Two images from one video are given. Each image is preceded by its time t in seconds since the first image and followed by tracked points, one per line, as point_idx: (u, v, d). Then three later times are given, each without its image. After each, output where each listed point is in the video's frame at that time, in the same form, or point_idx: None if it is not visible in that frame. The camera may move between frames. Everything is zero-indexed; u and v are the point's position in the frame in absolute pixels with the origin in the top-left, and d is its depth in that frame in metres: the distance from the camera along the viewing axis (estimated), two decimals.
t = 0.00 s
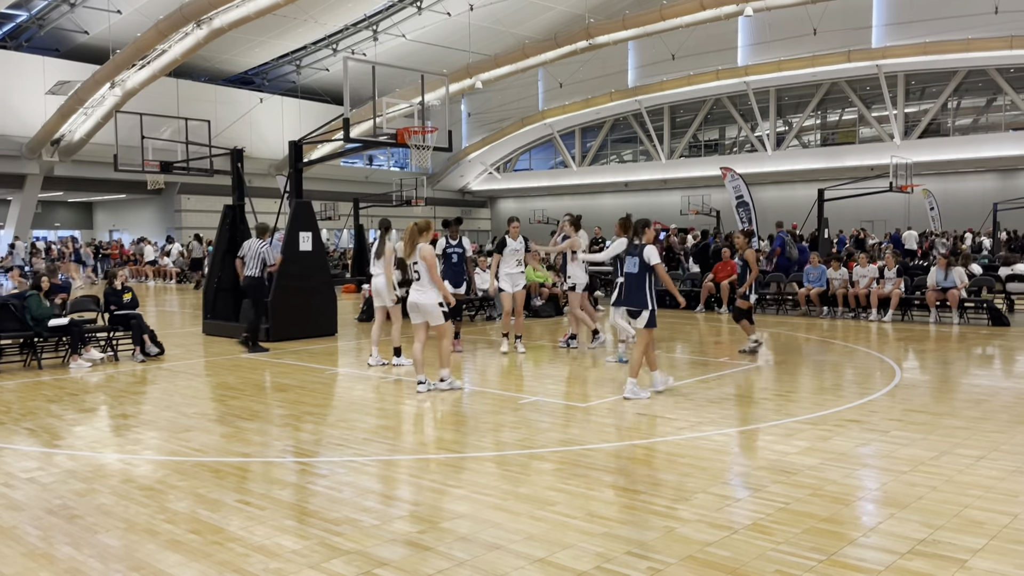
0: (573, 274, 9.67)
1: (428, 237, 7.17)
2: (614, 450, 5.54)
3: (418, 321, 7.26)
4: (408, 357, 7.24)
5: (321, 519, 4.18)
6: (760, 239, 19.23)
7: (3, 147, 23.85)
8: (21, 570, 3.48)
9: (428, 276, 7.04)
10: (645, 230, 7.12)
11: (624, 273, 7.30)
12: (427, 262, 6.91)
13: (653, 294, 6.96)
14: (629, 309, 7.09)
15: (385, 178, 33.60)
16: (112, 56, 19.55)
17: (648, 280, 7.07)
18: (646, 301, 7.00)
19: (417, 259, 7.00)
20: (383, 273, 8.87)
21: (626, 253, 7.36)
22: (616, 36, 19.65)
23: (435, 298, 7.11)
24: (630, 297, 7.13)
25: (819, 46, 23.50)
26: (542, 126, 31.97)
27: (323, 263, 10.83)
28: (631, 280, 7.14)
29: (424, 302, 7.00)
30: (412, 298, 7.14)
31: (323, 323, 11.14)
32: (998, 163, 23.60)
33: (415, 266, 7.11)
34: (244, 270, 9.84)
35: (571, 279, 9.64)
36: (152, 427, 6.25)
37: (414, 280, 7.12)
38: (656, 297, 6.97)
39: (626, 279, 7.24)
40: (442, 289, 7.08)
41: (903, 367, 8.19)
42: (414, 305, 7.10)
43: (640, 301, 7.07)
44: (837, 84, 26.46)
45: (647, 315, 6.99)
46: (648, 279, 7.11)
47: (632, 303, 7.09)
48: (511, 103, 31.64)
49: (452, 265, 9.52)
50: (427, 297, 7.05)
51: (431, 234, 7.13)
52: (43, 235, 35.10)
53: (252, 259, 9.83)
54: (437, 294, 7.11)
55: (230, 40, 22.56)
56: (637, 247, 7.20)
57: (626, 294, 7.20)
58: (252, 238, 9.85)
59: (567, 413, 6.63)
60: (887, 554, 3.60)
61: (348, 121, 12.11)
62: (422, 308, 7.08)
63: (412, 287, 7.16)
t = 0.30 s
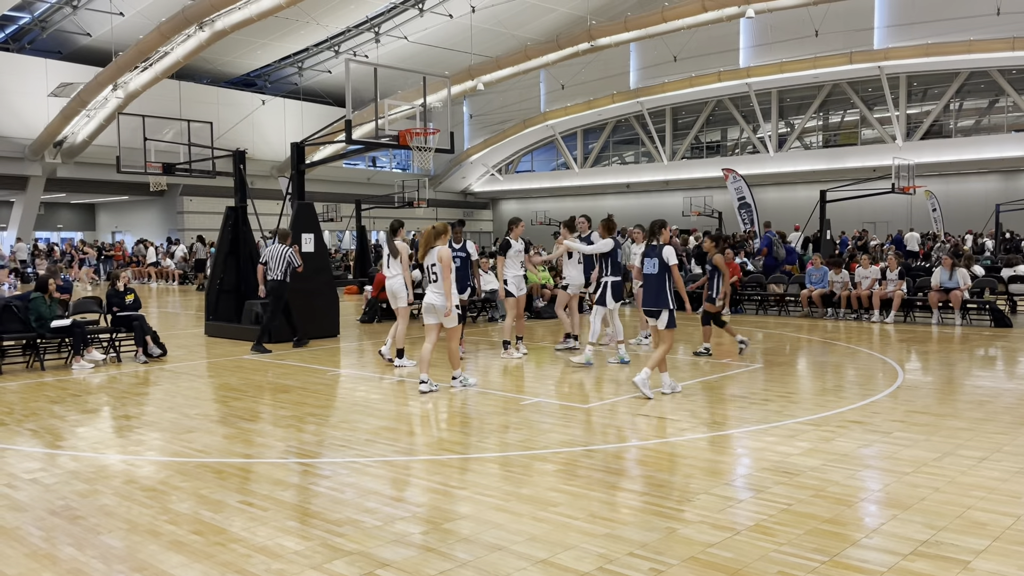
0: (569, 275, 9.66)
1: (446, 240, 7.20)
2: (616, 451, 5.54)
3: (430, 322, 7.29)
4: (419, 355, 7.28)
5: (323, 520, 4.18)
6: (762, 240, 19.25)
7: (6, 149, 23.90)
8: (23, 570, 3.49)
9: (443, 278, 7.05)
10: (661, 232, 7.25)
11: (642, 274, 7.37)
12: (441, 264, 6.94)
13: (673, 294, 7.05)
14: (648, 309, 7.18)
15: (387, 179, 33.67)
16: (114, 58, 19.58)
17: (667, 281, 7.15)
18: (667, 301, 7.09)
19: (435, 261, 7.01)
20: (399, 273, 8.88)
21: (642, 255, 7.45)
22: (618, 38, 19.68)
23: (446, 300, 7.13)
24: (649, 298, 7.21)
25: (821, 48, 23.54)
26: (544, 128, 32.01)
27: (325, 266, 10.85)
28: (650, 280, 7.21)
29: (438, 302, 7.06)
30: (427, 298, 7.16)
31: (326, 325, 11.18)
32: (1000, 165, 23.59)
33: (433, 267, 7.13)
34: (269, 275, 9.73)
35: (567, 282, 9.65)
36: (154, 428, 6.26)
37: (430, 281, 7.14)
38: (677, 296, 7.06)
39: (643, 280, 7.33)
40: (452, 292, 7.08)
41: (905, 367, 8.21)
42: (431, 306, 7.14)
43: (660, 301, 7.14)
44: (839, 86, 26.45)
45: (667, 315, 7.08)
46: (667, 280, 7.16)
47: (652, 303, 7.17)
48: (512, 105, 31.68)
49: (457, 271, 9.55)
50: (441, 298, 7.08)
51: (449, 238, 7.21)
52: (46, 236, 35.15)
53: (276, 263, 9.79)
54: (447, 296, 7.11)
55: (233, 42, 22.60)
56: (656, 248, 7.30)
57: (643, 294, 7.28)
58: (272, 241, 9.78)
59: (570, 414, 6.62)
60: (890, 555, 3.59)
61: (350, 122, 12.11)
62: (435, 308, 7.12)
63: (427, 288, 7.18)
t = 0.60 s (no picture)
0: (564, 276, 9.72)
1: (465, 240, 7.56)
2: (617, 452, 5.54)
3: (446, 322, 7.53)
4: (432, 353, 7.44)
5: (323, 521, 4.17)
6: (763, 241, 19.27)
7: (7, 150, 23.93)
8: (24, 571, 3.49)
9: (461, 277, 7.36)
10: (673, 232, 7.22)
11: (653, 273, 7.43)
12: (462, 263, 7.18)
13: (685, 295, 7.18)
14: (662, 309, 7.29)
15: (388, 180, 33.68)
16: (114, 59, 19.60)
17: (679, 281, 7.24)
18: (679, 301, 7.23)
19: (454, 259, 7.37)
20: (409, 273, 8.93)
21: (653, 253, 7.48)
22: (618, 40, 19.70)
23: (462, 300, 7.39)
24: (661, 297, 7.31)
25: (821, 48, 23.56)
26: (545, 129, 32.01)
27: (329, 267, 10.87)
28: (662, 280, 7.30)
29: (457, 303, 7.29)
30: (443, 298, 7.43)
31: (326, 326, 11.15)
32: (1001, 165, 23.59)
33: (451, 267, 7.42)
34: (294, 273, 10.06)
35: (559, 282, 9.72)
36: (155, 429, 6.26)
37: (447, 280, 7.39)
38: (689, 296, 7.24)
39: (654, 279, 7.40)
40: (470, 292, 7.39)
41: (905, 368, 8.22)
42: (446, 305, 7.40)
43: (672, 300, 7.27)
44: (839, 86, 26.44)
45: (682, 313, 7.26)
46: (679, 280, 7.26)
47: (664, 303, 7.29)
48: (513, 106, 31.71)
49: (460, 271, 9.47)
50: (459, 298, 7.35)
51: (470, 238, 7.54)
52: (47, 237, 35.15)
53: (298, 260, 10.07)
54: (466, 296, 7.40)
55: (234, 43, 22.63)
56: (667, 248, 7.35)
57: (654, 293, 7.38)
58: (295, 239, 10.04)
59: (572, 414, 6.63)
60: (892, 556, 3.58)
61: (350, 123, 12.12)
62: (451, 309, 7.37)
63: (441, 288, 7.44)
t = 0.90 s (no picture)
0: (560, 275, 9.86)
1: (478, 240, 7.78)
2: (617, 452, 5.54)
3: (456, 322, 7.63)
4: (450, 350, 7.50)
5: (323, 522, 4.17)
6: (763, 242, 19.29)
7: (7, 151, 23.94)
8: (25, 571, 3.49)
9: (472, 276, 7.56)
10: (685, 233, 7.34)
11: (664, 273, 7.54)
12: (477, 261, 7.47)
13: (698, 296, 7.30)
14: (675, 310, 7.41)
15: (388, 180, 33.69)
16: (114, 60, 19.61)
17: (691, 282, 7.38)
18: (692, 302, 7.37)
19: (465, 259, 7.55)
20: (412, 273, 8.94)
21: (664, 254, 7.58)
22: (618, 40, 19.69)
23: (471, 299, 7.54)
24: (674, 298, 7.43)
25: (821, 49, 23.57)
26: (545, 129, 32.02)
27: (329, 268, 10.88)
28: (674, 281, 7.41)
29: (463, 302, 7.43)
30: (452, 296, 7.59)
31: (325, 327, 11.12)
32: (1001, 165, 23.59)
33: (462, 265, 7.62)
34: (316, 276, 10.36)
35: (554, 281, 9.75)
36: (155, 429, 6.27)
37: (457, 278, 7.61)
38: (702, 297, 7.37)
39: (666, 279, 7.50)
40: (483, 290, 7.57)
41: (905, 368, 8.23)
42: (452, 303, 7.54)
43: (685, 301, 7.39)
44: (839, 87, 26.45)
45: (695, 314, 7.38)
46: (692, 281, 7.40)
47: (678, 303, 7.40)
48: (513, 106, 31.73)
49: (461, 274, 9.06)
50: (465, 296, 7.51)
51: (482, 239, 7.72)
52: (47, 238, 35.15)
53: (321, 264, 10.37)
54: (475, 295, 7.55)
55: (234, 43, 22.64)
56: (680, 249, 7.46)
57: (666, 293, 7.49)
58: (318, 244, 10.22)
59: (572, 415, 6.63)
60: (891, 556, 3.59)
61: (351, 124, 12.13)
62: (458, 307, 7.51)
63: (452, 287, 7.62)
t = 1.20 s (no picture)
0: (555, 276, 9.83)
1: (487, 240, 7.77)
2: (617, 452, 5.53)
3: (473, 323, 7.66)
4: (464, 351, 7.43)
5: (323, 522, 4.17)
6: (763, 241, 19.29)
7: (7, 151, 23.93)
8: (24, 571, 3.50)
9: (484, 276, 7.57)
10: (698, 232, 7.70)
11: (677, 271, 7.76)
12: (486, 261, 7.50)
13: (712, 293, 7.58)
14: (688, 306, 7.64)
15: (387, 180, 33.68)
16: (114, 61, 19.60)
17: (704, 280, 7.67)
18: (705, 298, 7.64)
19: (476, 260, 7.58)
20: (413, 273, 8.94)
21: (675, 252, 7.82)
22: (617, 40, 19.68)
23: (486, 300, 7.55)
24: (687, 294, 7.66)
25: (821, 49, 23.57)
26: (545, 129, 32.05)
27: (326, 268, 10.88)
28: (688, 278, 7.66)
29: (478, 302, 7.47)
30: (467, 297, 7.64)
31: (323, 328, 11.12)
32: (1000, 165, 23.59)
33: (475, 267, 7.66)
34: (336, 268, 10.83)
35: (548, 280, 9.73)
36: (155, 429, 6.27)
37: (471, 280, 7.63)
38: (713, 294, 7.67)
39: (679, 277, 7.74)
40: (495, 291, 7.56)
41: (905, 368, 8.24)
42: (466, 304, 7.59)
43: (698, 297, 7.63)
44: (839, 87, 26.46)
45: (705, 311, 7.64)
46: (703, 280, 7.75)
47: (691, 300, 7.64)
48: (512, 106, 31.73)
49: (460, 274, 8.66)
50: (480, 297, 7.54)
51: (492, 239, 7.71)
52: (46, 238, 35.14)
53: (338, 259, 10.91)
54: (489, 295, 7.56)
55: (234, 43, 22.64)
56: (693, 247, 7.73)
57: (678, 290, 7.71)
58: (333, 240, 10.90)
59: (572, 415, 6.62)
60: (891, 556, 3.59)
61: (350, 124, 12.12)
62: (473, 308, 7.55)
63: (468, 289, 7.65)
